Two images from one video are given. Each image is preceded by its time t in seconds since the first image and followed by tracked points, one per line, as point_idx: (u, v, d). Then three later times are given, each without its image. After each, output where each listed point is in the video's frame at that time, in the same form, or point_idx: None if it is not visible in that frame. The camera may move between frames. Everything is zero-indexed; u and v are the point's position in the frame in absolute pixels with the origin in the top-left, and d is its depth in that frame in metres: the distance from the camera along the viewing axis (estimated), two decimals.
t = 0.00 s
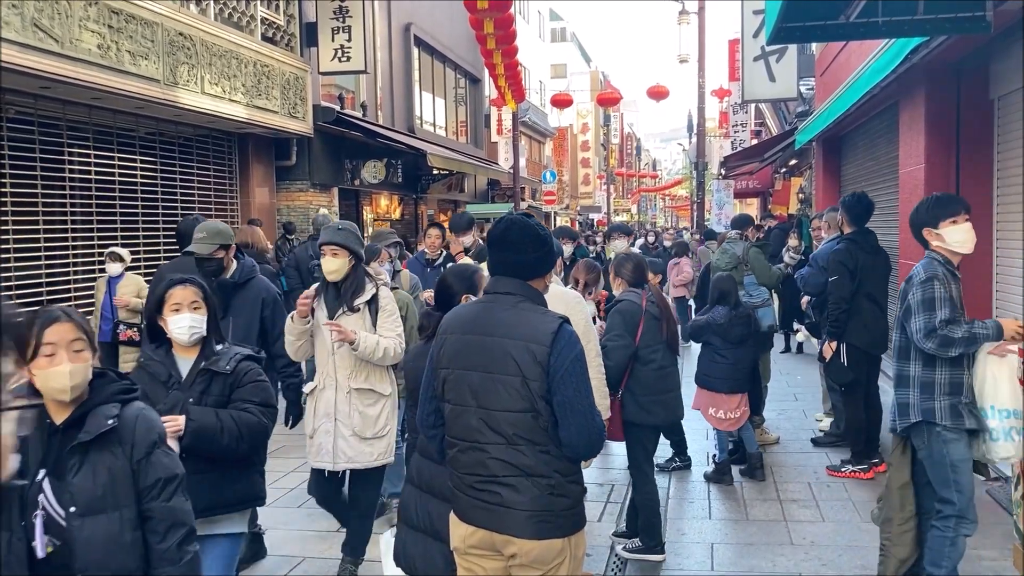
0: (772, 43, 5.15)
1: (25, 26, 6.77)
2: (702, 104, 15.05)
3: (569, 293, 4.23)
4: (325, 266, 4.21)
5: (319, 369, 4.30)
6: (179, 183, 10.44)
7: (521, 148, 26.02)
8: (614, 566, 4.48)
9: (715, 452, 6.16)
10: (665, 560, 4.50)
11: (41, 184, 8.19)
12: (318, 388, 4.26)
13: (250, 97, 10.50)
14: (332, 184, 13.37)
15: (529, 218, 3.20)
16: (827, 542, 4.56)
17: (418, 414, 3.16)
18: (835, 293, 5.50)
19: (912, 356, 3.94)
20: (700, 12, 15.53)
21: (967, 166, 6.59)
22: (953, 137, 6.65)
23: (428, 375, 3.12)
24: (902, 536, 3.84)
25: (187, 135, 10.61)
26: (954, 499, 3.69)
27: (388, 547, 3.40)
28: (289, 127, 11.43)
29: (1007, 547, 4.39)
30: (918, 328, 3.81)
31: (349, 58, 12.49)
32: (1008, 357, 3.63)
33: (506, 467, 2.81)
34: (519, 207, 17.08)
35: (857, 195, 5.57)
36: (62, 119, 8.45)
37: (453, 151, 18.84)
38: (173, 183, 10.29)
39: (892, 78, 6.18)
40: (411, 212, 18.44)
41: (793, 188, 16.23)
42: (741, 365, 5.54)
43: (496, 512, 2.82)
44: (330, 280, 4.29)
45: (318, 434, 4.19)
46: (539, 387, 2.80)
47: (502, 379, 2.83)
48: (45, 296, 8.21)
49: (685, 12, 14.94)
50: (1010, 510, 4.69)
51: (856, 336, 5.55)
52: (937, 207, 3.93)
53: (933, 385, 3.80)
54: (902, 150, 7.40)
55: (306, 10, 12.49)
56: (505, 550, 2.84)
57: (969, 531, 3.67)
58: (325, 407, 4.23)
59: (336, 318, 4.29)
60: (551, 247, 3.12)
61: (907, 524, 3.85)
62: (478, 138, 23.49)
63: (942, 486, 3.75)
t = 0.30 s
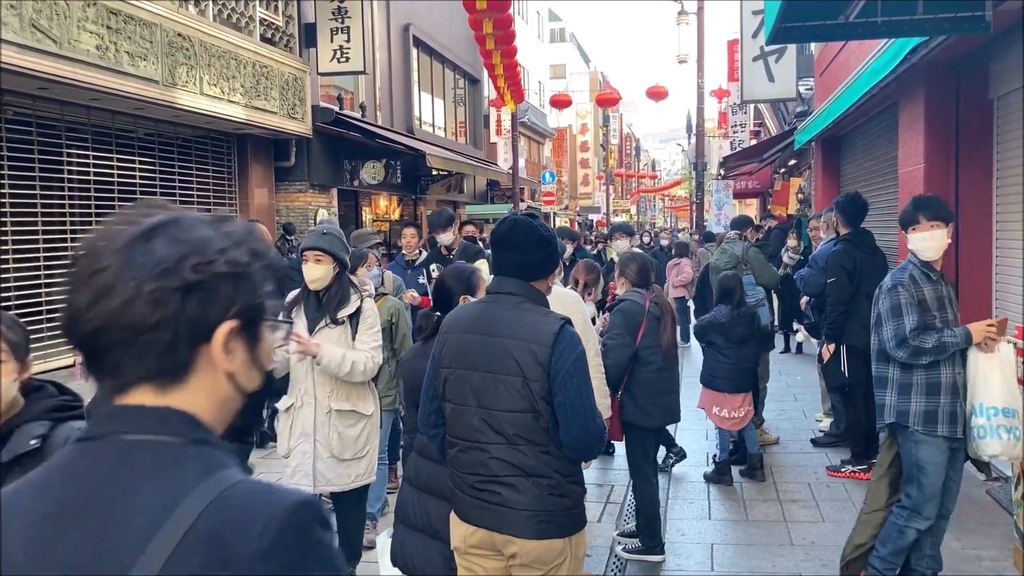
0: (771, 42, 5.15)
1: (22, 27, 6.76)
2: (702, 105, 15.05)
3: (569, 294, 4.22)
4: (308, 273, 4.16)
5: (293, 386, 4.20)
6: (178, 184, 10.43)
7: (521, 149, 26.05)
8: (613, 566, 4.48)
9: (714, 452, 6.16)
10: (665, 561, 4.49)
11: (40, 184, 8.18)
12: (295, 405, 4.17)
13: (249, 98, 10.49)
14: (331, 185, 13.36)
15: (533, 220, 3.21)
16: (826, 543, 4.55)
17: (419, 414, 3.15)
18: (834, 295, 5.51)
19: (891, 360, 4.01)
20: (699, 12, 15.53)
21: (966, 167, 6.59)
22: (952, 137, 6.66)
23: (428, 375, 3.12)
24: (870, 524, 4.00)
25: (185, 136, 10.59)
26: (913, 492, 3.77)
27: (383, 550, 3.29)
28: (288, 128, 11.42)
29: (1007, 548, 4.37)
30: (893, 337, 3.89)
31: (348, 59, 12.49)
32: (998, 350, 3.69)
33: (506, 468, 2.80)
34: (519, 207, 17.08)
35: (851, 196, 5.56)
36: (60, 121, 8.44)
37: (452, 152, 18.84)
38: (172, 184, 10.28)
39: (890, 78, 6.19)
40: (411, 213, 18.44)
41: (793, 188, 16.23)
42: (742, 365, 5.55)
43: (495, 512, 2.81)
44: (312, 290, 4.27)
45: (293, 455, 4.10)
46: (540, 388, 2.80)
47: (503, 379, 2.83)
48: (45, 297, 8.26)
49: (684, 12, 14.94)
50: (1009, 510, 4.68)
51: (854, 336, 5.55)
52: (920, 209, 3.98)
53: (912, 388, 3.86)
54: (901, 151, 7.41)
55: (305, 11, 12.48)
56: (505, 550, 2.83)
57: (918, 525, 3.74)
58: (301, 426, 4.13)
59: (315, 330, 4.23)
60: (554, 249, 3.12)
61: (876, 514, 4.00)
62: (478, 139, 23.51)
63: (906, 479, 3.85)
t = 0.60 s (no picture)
0: (770, 44, 5.16)
1: (21, 30, 6.75)
2: (700, 107, 15.06)
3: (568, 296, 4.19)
4: (276, 273, 3.55)
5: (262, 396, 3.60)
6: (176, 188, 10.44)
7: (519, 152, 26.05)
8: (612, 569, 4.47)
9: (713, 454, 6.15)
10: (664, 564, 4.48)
11: (38, 188, 8.17)
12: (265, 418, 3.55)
13: (248, 100, 10.49)
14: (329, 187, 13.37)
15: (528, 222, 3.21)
16: (826, 545, 4.54)
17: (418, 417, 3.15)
18: (831, 297, 5.52)
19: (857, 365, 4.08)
20: (697, 14, 15.55)
21: (964, 168, 6.59)
22: (950, 139, 6.66)
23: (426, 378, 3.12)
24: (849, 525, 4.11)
25: (184, 139, 10.59)
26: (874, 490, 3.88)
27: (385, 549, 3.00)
28: (286, 130, 11.42)
29: (1005, 549, 4.37)
30: (852, 346, 3.99)
31: (346, 61, 12.49)
32: (971, 350, 3.70)
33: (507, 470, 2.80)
34: (517, 209, 17.08)
35: (848, 197, 5.57)
36: (58, 124, 8.41)
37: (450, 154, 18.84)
38: (170, 188, 10.29)
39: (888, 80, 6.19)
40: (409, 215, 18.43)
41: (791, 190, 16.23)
42: (743, 367, 5.54)
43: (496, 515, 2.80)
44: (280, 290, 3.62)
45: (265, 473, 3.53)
46: (539, 390, 2.79)
47: (501, 382, 2.82)
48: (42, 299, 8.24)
49: (682, 14, 14.96)
50: (1010, 512, 4.67)
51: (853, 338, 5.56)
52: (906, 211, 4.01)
53: (869, 392, 3.94)
54: (900, 152, 7.42)
55: (304, 14, 12.48)
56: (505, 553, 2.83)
57: (883, 523, 3.83)
58: (270, 442, 3.53)
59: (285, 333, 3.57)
60: (551, 250, 3.12)
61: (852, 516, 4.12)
62: (476, 141, 23.52)
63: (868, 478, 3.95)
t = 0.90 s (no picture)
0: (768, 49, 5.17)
1: (19, 35, 6.74)
2: (698, 111, 15.09)
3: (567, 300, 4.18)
4: (254, 287, 3.52)
5: (237, 423, 3.60)
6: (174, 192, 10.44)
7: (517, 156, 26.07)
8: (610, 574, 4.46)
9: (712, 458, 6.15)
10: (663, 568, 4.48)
11: (36, 193, 8.15)
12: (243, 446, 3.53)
13: (245, 105, 10.49)
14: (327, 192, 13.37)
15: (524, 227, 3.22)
16: (825, 549, 4.54)
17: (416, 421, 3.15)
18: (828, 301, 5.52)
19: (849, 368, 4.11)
20: (695, 19, 15.57)
21: (961, 170, 6.62)
22: (948, 142, 6.68)
23: (423, 381, 3.13)
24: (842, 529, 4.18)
25: (182, 144, 10.58)
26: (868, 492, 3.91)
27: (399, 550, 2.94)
28: (284, 135, 11.43)
29: (1004, 553, 4.37)
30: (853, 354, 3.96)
31: (344, 66, 12.49)
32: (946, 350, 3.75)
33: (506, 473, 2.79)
34: (514, 213, 17.10)
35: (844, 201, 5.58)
36: (57, 129, 8.42)
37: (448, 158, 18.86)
38: (168, 192, 10.30)
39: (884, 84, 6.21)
40: (406, 219, 18.45)
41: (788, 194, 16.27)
42: (744, 371, 5.54)
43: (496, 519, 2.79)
44: (258, 307, 3.62)
45: (246, 505, 3.52)
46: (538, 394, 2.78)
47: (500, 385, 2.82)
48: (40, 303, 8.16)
49: (679, 18, 14.99)
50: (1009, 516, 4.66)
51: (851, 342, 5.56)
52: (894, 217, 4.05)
53: (860, 396, 3.98)
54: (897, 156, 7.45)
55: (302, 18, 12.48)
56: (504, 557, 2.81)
57: (879, 524, 3.85)
58: (250, 473, 3.53)
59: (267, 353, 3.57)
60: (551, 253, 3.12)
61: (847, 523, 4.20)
62: (473, 146, 23.55)
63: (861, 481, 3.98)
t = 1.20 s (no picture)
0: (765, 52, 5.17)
1: (16, 39, 6.74)
2: (695, 115, 15.12)
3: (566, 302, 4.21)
4: (233, 291, 3.37)
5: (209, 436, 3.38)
6: (171, 196, 10.42)
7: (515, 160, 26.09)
8: None
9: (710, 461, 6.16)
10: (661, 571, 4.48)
11: (33, 198, 8.14)
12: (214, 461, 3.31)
13: (243, 109, 10.48)
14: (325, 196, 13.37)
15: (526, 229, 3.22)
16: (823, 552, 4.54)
17: (415, 426, 3.14)
18: (826, 304, 5.53)
19: (860, 368, 4.09)
20: (692, 23, 15.61)
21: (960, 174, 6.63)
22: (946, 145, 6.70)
23: (422, 385, 3.12)
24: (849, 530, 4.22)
25: (178, 148, 10.56)
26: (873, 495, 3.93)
27: (429, 551, 3.00)
28: (282, 139, 11.43)
29: (1003, 557, 4.35)
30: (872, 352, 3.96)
31: (341, 70, 12.49)
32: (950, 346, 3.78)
33: (504, 478, 2.78)
34: (513, 217, 17.10)
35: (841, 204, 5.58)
36: (54, 133, 8.41)
37: (446, 162, 18.87)
38: (166, 196, 10.28)
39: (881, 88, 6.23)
40: (404, 224, 18.44)
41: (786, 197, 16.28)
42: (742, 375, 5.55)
43: (494, 522, 2.78)
44: (235, 311, 3.45)
45: (211, 528, 3.27)
46: (536, 398, 2.78)
47: (500, 389, 2.81)
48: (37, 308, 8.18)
49: (676, 23, 15.01)
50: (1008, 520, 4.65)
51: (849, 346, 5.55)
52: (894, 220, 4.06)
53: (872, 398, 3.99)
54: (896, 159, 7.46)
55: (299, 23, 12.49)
56: (502, 561, 2.80)
57: (887, 526, 3.86)
58: (221, 489, 3.29)
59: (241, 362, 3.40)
60: (548, 256, 3.10)
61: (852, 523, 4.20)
62: (471, 149, 23.56)
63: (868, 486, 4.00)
